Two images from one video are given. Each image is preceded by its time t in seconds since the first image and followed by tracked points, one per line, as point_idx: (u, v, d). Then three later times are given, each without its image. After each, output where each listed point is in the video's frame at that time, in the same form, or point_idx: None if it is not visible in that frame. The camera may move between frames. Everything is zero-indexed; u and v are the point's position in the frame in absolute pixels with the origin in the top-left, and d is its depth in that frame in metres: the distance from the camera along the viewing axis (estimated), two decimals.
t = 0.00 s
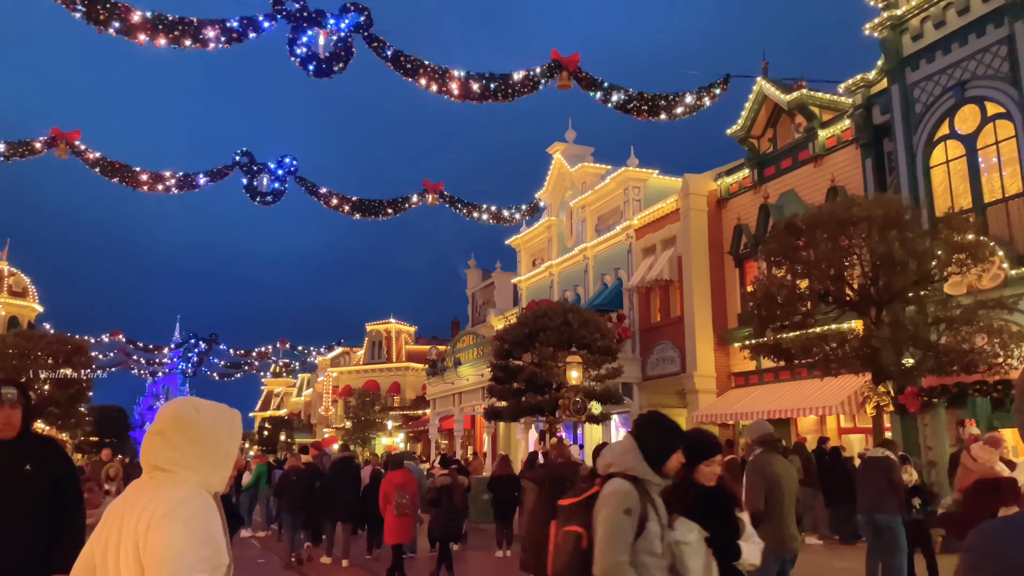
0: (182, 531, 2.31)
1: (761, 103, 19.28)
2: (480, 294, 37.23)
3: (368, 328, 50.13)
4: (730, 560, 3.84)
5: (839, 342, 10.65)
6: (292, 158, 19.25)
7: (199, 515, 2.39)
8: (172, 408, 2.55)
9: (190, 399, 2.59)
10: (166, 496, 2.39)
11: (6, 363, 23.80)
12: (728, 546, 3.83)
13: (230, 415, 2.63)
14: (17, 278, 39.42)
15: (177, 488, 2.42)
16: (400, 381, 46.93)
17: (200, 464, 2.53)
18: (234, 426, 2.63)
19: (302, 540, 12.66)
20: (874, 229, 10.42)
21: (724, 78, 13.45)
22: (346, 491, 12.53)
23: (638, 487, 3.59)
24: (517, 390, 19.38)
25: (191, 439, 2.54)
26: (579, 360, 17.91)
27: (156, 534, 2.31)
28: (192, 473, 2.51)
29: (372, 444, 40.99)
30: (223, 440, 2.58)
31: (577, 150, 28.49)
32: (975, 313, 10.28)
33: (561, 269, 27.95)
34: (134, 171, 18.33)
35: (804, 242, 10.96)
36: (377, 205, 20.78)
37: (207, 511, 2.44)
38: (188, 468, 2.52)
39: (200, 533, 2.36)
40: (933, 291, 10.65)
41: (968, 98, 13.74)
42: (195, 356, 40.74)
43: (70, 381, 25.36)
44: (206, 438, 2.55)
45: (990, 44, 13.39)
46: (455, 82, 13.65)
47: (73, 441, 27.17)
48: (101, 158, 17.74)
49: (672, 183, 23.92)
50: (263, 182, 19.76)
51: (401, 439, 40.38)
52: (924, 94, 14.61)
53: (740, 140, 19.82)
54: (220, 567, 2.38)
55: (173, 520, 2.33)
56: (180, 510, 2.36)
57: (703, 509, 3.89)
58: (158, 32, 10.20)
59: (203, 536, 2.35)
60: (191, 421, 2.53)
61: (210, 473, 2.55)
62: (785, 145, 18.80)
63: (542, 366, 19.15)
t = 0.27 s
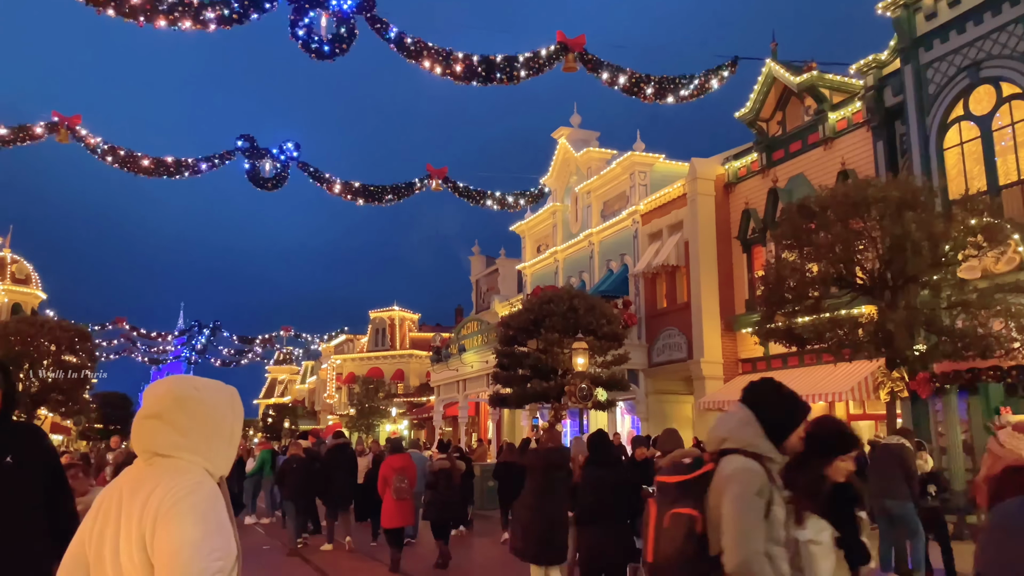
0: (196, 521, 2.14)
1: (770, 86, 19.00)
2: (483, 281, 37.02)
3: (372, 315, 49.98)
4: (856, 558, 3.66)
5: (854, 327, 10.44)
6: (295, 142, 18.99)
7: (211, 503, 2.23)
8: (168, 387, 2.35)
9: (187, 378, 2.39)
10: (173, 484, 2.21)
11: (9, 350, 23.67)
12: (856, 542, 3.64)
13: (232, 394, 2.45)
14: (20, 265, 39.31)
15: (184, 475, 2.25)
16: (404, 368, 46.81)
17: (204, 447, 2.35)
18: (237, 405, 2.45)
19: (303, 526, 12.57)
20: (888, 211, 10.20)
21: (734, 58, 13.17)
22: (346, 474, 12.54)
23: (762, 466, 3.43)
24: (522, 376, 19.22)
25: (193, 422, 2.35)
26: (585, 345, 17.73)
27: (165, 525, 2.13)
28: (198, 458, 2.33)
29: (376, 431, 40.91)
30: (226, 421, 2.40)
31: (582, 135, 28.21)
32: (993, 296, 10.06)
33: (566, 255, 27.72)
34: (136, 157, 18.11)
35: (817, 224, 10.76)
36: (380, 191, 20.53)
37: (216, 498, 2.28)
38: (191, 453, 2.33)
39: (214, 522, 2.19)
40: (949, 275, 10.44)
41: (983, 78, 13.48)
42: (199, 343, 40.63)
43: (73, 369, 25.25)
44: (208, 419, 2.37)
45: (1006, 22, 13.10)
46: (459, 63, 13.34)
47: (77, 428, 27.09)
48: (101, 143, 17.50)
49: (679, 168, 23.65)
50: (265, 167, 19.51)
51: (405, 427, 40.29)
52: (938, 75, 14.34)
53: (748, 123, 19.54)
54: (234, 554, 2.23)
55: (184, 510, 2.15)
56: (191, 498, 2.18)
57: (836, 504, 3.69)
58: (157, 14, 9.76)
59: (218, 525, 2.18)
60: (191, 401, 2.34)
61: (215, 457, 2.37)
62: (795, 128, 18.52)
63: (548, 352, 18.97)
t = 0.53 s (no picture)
0: (199, 515, 1.98)
1: (777, 68, 18.75)
2: (486, 268, 36.85)
3: (374, 302, 49.87)
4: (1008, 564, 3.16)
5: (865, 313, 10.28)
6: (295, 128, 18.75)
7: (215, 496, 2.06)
8: (163, 367, 2.17)
9: (183, 357, 2.21)
10: (172, 474, 2.04)
11: (10, 336, 23.60)
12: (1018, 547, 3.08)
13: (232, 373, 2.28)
14: (21, 251, 39.19)
15: (185, 466, 2.08)
16: (406, 356, 46.77)
17: (203, 433, 2.18)
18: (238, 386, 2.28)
19: (303, 512, 12.49)
20: (902, 192, 10.00)
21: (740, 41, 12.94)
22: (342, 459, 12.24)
23: (928, 469, 2.82)
24: (526, 363, 19.10)
25: (192, 406, 2.18)
26: (589, 331, 17.57)
27: (166, 521, 1.97)
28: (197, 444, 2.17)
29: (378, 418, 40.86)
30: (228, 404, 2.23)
31: (585, 120, 27.95)
32: (1007, 280, 9.86)
33: (569, 242, 27.52)
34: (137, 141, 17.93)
35: (828, 207, 10.54)
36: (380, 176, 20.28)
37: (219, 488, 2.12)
38: (190, 440, 2.16)
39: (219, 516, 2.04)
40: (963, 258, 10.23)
41: (996, 59, 13.26)
42: (201, 330, 40.58)
43: (73, 355, 25.18)
44: (208, 402, 2.20)
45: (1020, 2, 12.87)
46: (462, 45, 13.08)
47: (78, 415, 27.06)
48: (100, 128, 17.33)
49: (684, 152, 23.41)
50: (265, 152, 19.31)
51: (407, 414, 40.26)
52: (949, 56, 14.11)
53: (755, 106, 19.31)
54: (237, 552, 2.06)
55: (186, 504, 1.98)
56: (193, 491, 2.02)
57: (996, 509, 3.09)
58: None
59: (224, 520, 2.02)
60: (190, 384, 2.17)
61: (215, 443, 2.21)
62: (802, 111, 18.27)
63: (551, 338, 18.84)
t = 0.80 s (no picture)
0: (191, 516, 1.72)
1: (781, 51, 18.51)
2: (486, 255, 36.65)
3: (373, 290, 49.72)
4: None
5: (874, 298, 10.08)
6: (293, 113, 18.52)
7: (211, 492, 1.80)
8: (143, 346, 1.89)
9: (166, 333, 1.93)
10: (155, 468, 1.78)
11: (7, 324, 23.43)
12: None
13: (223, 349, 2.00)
14: (18, 239, 38.98)
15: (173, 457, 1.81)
16: (406, 343, 46.68)
17: (190, 419, 1.92)
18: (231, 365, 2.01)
19: (301, 501, 12.40)
20: (913, 174, 9.80)
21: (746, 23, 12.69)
22: (339, 447, 12.30)
23: None
24: (527, 350, 18.91)
25: (178, 389, 1.91)
26: (591, 318, 17.36)
27: (155, 521, 1.71)
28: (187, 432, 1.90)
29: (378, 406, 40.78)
30: (221, 385, 1.96)
31: (586, 105, 27.68)
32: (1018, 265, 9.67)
33: (570, 228, 27.31)
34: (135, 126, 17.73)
35: (837, 189, 10.32)
36: (379, 163, 20.05)
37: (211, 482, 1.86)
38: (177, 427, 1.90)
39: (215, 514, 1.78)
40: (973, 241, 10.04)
41: (1005, 40, 13.02)
42: (200, 318, 40.43)
43: (71, 343, 25.01)
44: (196, 384, 1.92)
45: None
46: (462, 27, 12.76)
47: (76, 403, 26.93)
48: (95, 113, 17.08)
49: (686, 138, 23.16)
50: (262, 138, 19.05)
51: (407, 401, 40.18)
52: (957, 37, 13.86)
53: (758, 90, 19.06)
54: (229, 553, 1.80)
55: (171, 503, 1.73)
56: (185, 486, 1.76)
57: None
58: None
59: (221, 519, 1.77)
60: (175, 364, 1.89)
61: (207, 430, 1.94)
62: (806, 95, 18.02)
63: (553, 325, 18.63)
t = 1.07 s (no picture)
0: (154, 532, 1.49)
1: (784, 36, 18.24)
2: (484, 244, 36.42)
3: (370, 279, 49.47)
4: None
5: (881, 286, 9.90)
6: (289, 100, 18.24)
7: (183, 500, 1.58)
8: (100, 335, 1.65)
9: (127, 319, 1.69)
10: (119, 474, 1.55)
11: None
12: None
13: (198, 335, 1.76)
14: (13, 228, 38.64)
15: (133, 461, 1.58)
16: (404, 333, 46.52)
17: (163, 419, 1.68)
18: (206, 356, 1.78)
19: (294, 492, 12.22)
20: (922, 159, 9.58)
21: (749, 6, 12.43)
22: (331, 437, 12.09)
23: None
24: (525, 339, 18.71)
25: (143, 385, 1.67)
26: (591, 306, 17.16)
27: (109, 540, 1.49)
28: (155, 432, 1.67)
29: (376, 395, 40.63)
30: (194, 378, 1.72)
31: (586, 92, 27.40)
32: None
33: (569, 217, 27.08)
34: (129, 114, 17.42)
35: (843, 174, 10.11)
36: (376, 151, 19.78)
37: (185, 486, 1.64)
38: (144, 427, 1.66)
39: (185, 525, 1.56)
40: (981, 228, 9.87)
41: (1014, 24, 12.80)
42: (196, 308, 40.17)
43: (65, 332, 24.76)
44: (166, 377, 1.68)
45: None
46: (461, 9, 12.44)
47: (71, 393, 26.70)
48: (88, 99, 16.78)
49: (686, 125, 22.91)
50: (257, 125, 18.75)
51: (405, 391, 40.02)
52: (964, 21, 13.63)
53: (760, 76, 18.81)
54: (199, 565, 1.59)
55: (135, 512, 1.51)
56: (147, 497, 1.53)
57: None
58: None
59: (188, 533, 1.54)
60: (136, 355, 1.65)
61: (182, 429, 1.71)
62: (809, 81, 17.77)
63: (552, 314, 18.43)
